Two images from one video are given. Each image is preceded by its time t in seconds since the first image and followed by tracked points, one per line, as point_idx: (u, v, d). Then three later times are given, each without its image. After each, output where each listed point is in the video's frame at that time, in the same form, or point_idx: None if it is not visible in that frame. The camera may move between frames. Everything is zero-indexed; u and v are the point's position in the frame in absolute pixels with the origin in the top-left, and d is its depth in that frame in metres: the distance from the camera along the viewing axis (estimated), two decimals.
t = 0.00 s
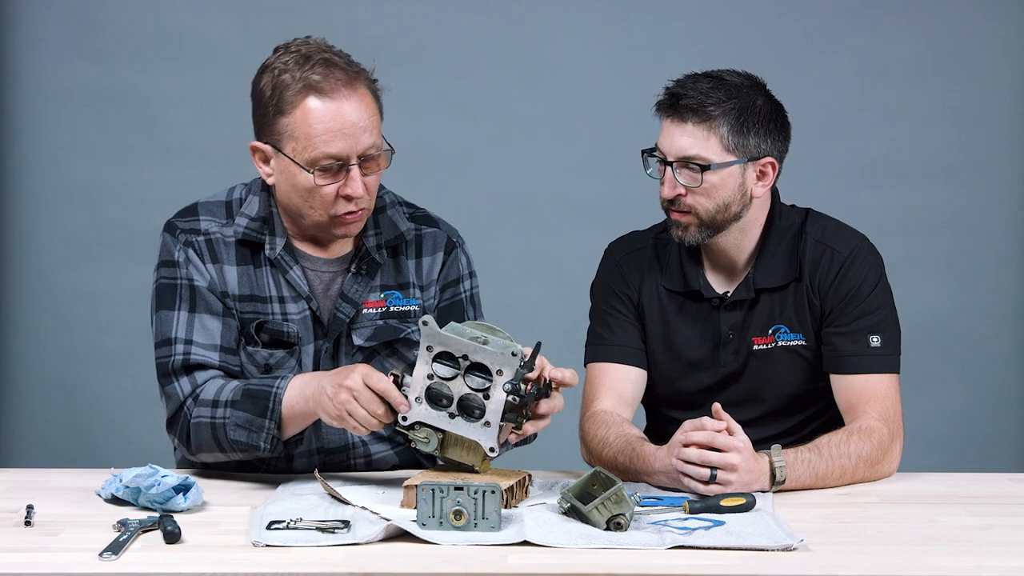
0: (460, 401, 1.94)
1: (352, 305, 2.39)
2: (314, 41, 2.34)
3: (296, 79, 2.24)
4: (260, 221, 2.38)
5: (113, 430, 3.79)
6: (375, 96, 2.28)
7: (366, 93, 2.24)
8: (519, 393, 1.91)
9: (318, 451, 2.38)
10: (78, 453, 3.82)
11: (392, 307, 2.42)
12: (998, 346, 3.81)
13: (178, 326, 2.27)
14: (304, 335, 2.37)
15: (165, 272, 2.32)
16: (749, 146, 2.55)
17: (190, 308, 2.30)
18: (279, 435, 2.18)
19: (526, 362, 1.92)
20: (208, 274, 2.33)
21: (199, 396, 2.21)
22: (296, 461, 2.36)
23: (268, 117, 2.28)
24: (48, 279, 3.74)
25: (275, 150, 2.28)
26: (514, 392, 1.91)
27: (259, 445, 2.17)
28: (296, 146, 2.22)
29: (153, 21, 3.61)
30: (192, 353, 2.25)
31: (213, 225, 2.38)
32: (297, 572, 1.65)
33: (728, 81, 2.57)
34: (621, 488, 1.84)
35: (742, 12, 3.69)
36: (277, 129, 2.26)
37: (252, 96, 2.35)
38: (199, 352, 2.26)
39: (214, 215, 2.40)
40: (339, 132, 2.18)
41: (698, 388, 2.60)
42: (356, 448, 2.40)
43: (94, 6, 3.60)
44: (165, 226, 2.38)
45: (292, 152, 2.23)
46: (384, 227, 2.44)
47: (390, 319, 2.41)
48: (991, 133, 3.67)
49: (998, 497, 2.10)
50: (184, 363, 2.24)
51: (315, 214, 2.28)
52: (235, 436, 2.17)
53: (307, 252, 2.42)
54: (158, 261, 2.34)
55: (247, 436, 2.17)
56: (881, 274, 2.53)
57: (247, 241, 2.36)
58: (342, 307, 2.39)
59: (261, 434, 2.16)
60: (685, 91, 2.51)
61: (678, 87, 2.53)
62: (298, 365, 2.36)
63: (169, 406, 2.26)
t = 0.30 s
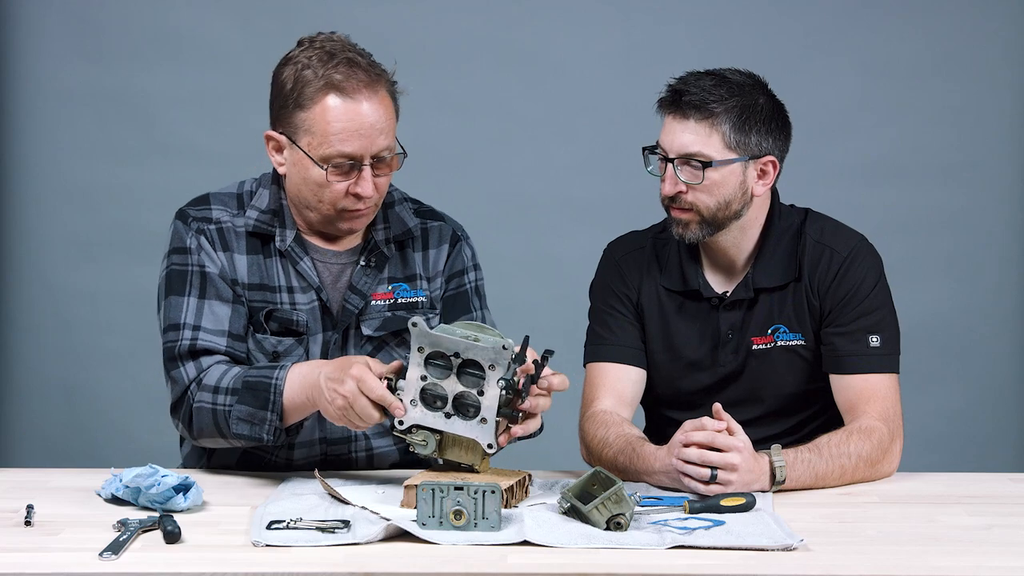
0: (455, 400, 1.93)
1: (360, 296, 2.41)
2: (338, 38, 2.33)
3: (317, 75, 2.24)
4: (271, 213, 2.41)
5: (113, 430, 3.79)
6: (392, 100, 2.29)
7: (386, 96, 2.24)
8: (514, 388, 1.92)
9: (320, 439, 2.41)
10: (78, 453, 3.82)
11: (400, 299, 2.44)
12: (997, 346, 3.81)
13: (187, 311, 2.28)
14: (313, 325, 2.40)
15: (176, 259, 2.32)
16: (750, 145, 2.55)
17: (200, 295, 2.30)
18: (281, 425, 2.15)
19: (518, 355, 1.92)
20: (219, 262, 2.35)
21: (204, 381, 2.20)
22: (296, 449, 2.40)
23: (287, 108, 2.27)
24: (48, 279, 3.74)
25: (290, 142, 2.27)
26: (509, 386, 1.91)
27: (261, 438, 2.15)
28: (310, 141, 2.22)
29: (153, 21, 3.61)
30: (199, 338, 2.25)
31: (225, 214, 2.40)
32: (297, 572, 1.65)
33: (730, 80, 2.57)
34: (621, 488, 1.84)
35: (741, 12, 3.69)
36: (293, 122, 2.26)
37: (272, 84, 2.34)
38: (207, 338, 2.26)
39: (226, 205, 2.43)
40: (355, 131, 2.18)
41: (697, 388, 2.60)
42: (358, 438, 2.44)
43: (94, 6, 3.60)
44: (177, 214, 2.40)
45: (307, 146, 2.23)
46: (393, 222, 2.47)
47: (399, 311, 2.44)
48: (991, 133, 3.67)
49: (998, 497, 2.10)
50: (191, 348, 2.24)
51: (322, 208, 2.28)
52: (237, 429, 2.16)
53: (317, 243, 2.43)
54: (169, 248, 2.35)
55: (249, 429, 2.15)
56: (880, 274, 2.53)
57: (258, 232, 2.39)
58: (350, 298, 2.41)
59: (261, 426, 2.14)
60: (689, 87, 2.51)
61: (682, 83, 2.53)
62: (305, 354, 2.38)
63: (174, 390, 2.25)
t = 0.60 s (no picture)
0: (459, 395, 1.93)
1: (362, 288, 2.42)
2: (349, 34, 2.34)
3: (327, 67, 2.25)
4: (274, 207, 2.41)
5: (113, 430, 3.79)
6: (398, 97, 2.30)
7: (393, 91, 2.25)
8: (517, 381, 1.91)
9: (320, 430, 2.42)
10: (78, 453, 3.82)
11: (401, 291, 2.46)
12: (997, 346, 3.81)
13: (190, 300, 2.28)
14: (315, 316, 2.41)
15: (180, 249, 2.32)
16: (750, 145, 2.55)
17: (203, 285, 2.30)
18: (281, 421, 2.14)
19: (523, 350, 1.91)
20: (222, 253, 2.36)
21: (206, 369, 2.20)
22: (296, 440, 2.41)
23: (295, 99, 2.27)
24: (48, 280, 3.74)
25: (296, 133, 2.28)
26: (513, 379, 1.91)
27: (262, 433, 2.14)
28: (316, 132, 2.23)
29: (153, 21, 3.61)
30: (202, 326, 2.25)
31: (227, 207, 2.41)
32: (298, 572, 1.65)
33: (730, 80, 2.57)
34: (621, 488, 1.84)
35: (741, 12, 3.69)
36: (300, 113, 2.26)
37: (280, 77, 2.35)
38: (209, 325, 2.26)
39: (229, 199, 2.43)
40: (361, 123, 2.19)
41: (697, 388, 2.60)
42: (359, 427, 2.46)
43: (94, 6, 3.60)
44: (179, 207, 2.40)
45: (313, 137, 2.23)
46: (394, 217, 2.48)
47: (400, 301, 2.45)
48: (990, 133, 3.67)
49: (998, 497, 2.10)
50: (194, 335, 2.24)
51: (324, 200, 2.28)
52: (238, 422, 2.14)
53: (318, 237, 2.44)
54: (172, 239, 2.35)
55: (250, 424, 2.14)
56: (880, 274, 2.53)
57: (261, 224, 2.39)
58: (352, 290, 2.42)
59: (261, 422, 2.13)
60: (688, 87, 2.51)
61: (681, 83, 2.53)
62: (307, 344, 2.39)
63: (175, 378, 2.24)
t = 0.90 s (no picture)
0: (456, 400, 1.93)
1: (362, 283, 2.43)
2: (348, 28, 2.35)
3: (326, 59, 2.25)
4: (272, 204, 2.41)
5: (113, 430, 3.79)
6: (397, 91, 2.30)
7: (391, 84, 2.25)
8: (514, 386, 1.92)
9: (320, 426, 2.42)
10: (78, 453, 3.82)
11: (399, 283, 2.46)
12: (997, 345, 3.81)
13: (191, 296, 2.28)
14: (316, 311, 2.41)
15: (180, 247, 2.32)
16: (748, 145, 2.55)
17: (203, 281, 2.30)
18: (281, 420, 2.14)
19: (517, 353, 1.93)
20: (222, 249, 2.36)
21: (207, 365, 2.20)
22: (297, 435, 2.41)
23: (293, 91, 2.28)
24: (48, 279, 3.74)
25: (295, 125, 2.28)
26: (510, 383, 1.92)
27: (261, 431, 2.14)
28: (315, 123, 2.23)
29: (153, 22, 3.61)
30: (203, 320, 2.25)
31: (226, 205, 2.41)
32: (298, 572, 1.65)
33: (729, 80, 2.57)
34: (621, 488, 1.84)
35: (741, 12, 3.69)
36: (299, 105, 2.27)
37: (280, 71, 2.35)
38: (211, 320, 2.26)
39: (228, 198, 2.43)
40: (360, 115, 2.19)
41: (697, 388, 2.60)
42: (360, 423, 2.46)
43: (94, 6, 3.60)
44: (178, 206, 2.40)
45: (312, 128, 2.24)
46: (390, 212, 2.50)
47: (399, 293, 2.45)
48: (990, 133, 3.67)
49: (998, 497, 2.10)
50: (195, 329, 2.23)
51: (322, 193, 2.28)
52: (238, 421, 2.14)
53: (318, 233, 2.45)
54: (172, 238, 2.34)
55: (249, 422, 2.14)
56: (880, 273, 2.54)
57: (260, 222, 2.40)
58: (352, 285, 2.42)
59: (261, 420, 2.13)
60: (686, 87, 2.51)
61: (679, 83, 2.53)
62: (308, 338, 2.40)
63: (176, 373, 2.23)
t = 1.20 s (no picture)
0: (461, 373, 1.88)
1: (364, 285, 2.44)
2: (349, 28, 2.35)
3: (326, 58, 2.25)
4: (275, 207, 2.41)
5: (113, 430, 3.79)
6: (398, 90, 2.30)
7: (392, 83, 2.25)
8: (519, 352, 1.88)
9: (322, 426, 2.43)
10: (78, 453, 3.82)
11: (401, 284, 2.47)
12: (997, 345, 3.81)
13: (199, 298, 2.27)
14: (322, 314, 2.42)
15: (186, 250, 2.32)
16: (747, 144, 2.55)
17: (211, 283, 2.30)
18: (287, 413, 2.13)
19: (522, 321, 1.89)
20: (228, 252, 2.36)
21: (214, 364, 2.18)
22: (298, 435, 2.41)
23: (294, 92, 2.28)
24: (47, 279, 3.74)
25: (296, 125, 2.28)
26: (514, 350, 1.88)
27: (267, 423, 2.12)
28: (316, 123, 2.23)
29: (152, 22, 3.61)
30: (212, 321, 2.24)
31: (230, 209, 2.41)
32: (298, 572, 1.65)
33: (728, 79, 2.57)
34: (621, 488, 1.84)
35: (741, 12, 3.69)
36: (299, 104, 2.27)
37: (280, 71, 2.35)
38: (219, 322, 2.25)
39: (230, 201, 2.43)
40: (360, 114, 2.19)
41: (697, 388, 2.60)
42: (361, 423, 2.45)
43: (94, 6, 3.60)
44: (181, 209, 2.39)
45: (312, 128, 2.24)
46: (392, 213, 2.50)
47: (401, 295, 2.46)
48: (990, 133, 3.67)
49: (998, 497, 2.10)
50: (204, 331, 2.22)
51: (323, 193, 2.28)
52: (243, 413, 2.13)
53: (321, 235, 2.46)
54: (176, 241, 2.34)
55: (255, 414, 2.12)
56: (880, 273, 2.54)
57: (263, 224, 2.40)
58: (355, 287, 2.43)
59: (267, 413, 2.11)
60: (684, 87, 2.51)
61: (678, 83, 2.53)
62: (314, 343, 2.40)
63: (182, 373, 2.22)
